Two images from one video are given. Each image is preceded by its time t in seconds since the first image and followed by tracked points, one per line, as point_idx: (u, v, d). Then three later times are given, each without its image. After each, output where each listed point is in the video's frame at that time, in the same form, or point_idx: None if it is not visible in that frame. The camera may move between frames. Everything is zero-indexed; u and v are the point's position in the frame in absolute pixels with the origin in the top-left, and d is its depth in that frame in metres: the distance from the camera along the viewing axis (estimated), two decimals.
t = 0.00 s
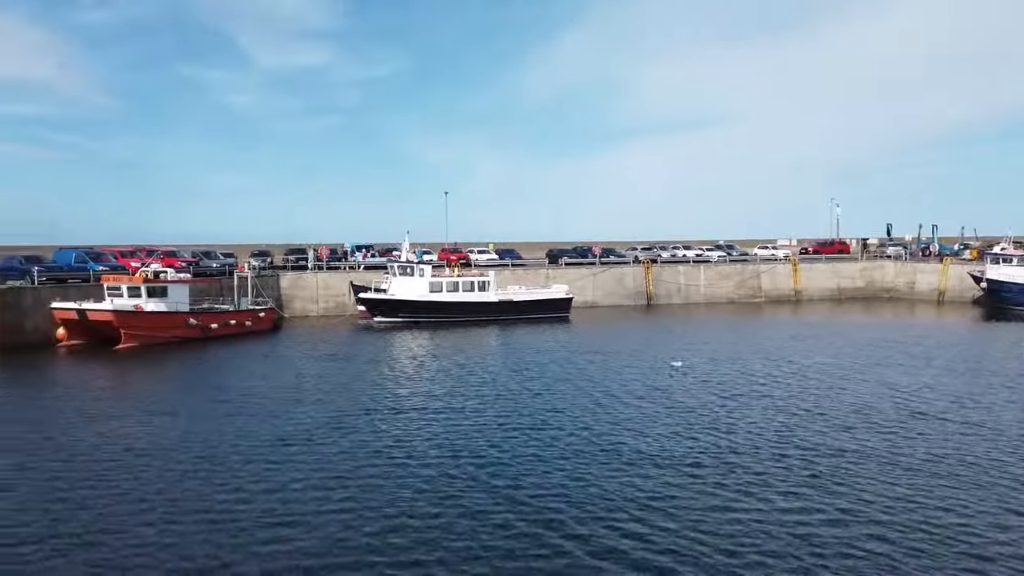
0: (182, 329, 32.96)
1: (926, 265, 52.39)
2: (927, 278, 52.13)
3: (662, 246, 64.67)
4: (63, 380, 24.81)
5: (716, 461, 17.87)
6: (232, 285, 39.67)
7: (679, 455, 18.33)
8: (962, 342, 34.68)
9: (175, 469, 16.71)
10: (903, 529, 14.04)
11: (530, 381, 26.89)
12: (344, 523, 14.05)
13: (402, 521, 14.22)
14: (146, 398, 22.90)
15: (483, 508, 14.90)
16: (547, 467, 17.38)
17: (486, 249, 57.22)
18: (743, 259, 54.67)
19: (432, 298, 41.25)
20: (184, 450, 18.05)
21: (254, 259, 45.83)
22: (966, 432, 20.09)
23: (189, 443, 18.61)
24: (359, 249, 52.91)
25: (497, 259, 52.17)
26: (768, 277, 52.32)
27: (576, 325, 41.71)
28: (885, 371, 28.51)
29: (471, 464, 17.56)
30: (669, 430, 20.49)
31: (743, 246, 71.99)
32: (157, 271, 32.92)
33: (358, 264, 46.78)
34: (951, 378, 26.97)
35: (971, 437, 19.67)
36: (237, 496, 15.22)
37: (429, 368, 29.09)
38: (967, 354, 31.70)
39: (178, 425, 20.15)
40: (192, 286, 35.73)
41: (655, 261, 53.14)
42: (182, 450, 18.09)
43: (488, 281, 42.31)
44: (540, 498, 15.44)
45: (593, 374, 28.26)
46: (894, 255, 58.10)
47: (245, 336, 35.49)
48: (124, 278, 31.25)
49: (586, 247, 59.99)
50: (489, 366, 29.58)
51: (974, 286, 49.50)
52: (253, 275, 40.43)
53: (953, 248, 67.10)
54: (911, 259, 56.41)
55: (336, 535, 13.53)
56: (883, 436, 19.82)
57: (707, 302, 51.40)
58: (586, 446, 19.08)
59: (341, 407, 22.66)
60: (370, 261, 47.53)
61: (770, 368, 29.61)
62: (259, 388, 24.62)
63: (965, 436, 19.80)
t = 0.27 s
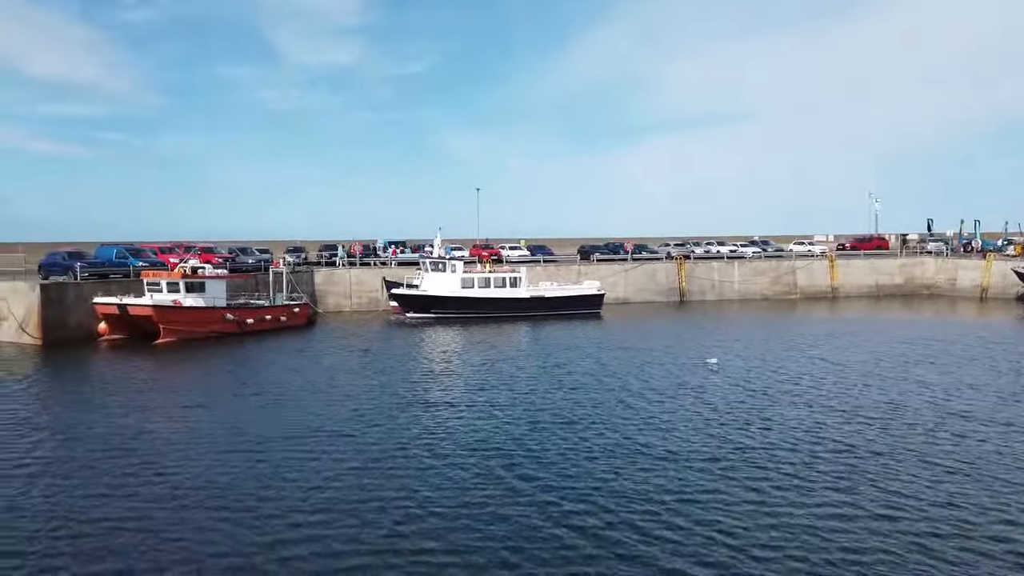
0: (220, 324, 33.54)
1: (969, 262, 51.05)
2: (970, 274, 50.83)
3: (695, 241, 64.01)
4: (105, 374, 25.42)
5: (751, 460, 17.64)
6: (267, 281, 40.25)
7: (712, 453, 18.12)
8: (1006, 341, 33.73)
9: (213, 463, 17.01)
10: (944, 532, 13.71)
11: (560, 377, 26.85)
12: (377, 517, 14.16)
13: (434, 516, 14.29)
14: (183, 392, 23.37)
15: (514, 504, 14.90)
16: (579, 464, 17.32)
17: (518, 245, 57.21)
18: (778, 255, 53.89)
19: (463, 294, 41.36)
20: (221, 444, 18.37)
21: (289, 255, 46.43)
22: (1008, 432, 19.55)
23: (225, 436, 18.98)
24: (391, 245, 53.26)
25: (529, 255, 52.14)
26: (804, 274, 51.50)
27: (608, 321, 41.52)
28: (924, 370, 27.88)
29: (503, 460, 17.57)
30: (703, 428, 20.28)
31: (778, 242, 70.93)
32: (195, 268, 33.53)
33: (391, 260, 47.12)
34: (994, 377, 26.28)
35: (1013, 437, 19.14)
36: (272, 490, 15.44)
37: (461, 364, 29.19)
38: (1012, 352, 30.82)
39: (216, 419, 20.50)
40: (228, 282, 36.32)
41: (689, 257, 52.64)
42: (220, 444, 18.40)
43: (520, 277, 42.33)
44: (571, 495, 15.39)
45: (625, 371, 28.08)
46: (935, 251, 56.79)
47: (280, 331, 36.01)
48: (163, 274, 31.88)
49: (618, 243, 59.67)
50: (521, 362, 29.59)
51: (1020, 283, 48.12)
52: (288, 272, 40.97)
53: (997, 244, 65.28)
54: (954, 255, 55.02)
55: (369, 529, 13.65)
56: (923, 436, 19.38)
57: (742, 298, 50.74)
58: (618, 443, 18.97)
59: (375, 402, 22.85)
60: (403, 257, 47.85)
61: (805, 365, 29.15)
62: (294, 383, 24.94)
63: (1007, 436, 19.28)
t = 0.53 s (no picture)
0: (253, 319, 33.98)
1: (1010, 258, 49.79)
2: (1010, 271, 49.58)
3: (726, 237, 63.38)
4: (142, 368, 25.90)
5: (785, 459, 17.35)
6: (299, 277, 40.73)
7: (745, 452, 17.85)
8: None
9: (246, 455, 17.22)
10: (986, 536, 13.34)
11: (590, 373, 26.78)
12: (406, 512, 14.19)
13: (462, 511, 14.28)
14: (218, 385, 23.77)
15: (544, 501, 14.83)
16: (609, 461, 17.19)
17: (547, 242, 57.12)
18: (811, 251, 53.10)
19: (492, 290, 41.42)
20: (254, 437, 18.59)
21: (321, 251, 46.93)
22: None
23: (259, 429, 19.28)
24: (421, 241, 53.54)
25: (558, 251, 52.03)
26: (837, 270, 50.69)
27: (638, 318, 41.26)
28: (963, 368, 27.29)
29: (533, 456, 17.51)
30: (735, 426, 20.01)
31: (811, 238, 69.91)
32: (229, 263, 34.00)
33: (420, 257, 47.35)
34: None
35: None
36: (303, 483, 15.57)
37: (490, 360, 29.21)
38: None
39: (249, 412, 20.77)
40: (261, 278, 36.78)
41: (720, 253, 52.11)
42: (253, 437, 18.65)
43: (549, 273, 42.24)
44: (601, 493, 15.28)
45: (656, 368, 27.86)
46: (974, 247, 55.51)
47: (312, 326, 36.42)
48: (197, 270, 32.38)
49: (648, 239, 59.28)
50: (551, 358, 29.51)
51: None
52: (319, 267, 41.41)
53: None
54: (994, 251, 53.69)
55: (398, 524, 13.68)
56: (963, 436, 18.92)
57: (774, 295, 50.12)
58: (648, 440, 18.80)
59: (405, 397, 22.96)
60: (432, 253, 48.06)
61: (839, 363, 28.70)
62: (325, 378, 25.17)
63: None
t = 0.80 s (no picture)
0: (283, 315, 34.36)
1: None
2: None
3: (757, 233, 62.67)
4: (175, 362, 26.31)
5: (814, 458, 17.10)
6: (328, 273, 41.09)
7: (775, 450, 17.64)
8: None
9: (275, 449, 17.40)
10: None
11: (617, 370, 26.65)
12: (432, 507, 14.22)
13: (488, 507, 14.26)
14: (248, 379, 24.08)
15: (570, 497, 14.78)
16: (636, 458, 17.08)
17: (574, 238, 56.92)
18: (843, 247, 52.27)
19: (519, 286, 41.39)
20: (284, 431, 18.79)
21: (349, 248, 47.30)
22: None
23: (288, 422, 19.50)
24: (449, 237, 53.70)
25: (585, 247, 51.85)
26: (870, 267, 49.82)
27: (665, 314, 40.97)
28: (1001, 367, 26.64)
29: (559, 452, 17.47)
30: (765, 424, 19.78)
31: (843, 234, 68.78)
32: (259, 259, 34.43)
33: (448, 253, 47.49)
34: None
35: None
36: (332, 477, 15.70)
37: (517, 356, 29.20)
38: None
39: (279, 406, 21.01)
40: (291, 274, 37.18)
41: (749, 249, 51.51)
42: (282, 430, 18.88)
43: (576, 269, 42.10)
44: (628, 489, 15.18)
45: (684, 365, 27.64)
46: (1013, 243, 54.16)
47: (340, 322, 36.72)
48: (229, 266, 32.85)
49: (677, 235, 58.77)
50: (578, 355, 29.41)
51: None
52: (347, 264, 41.73)
53: None
54: None
55: (425, 519, 13.69)
56: (1001, 437, 18.47)
57: (805, 292, 49.42)
58: (676, 438, 18.67)
59: (432, 392, 23.04)
60: (459, 249, 48.17)
61: (872, 362, 28.20)
62: (354, 373, 25.36)
63: None
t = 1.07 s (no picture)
0: (311, 311, 34.66)
1: None
2: None
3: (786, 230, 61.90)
4: (205, 356, 26.66)
5: (846, 457, 16.85)
6: (354, 270, 41.39)
7: (805, 449, 17.42)
8: None
9: (304, 443, 17.55)
10: None
11: (643, 367, 26.53)
12: (459, 503, 14.23)
13: (516, 503, 14.24)
14: (277, 374, 24.36)
15: (597, 494, 14.71)
16: (664, 456, 16.97)
17: (601, 235, 56.71)
18: (874, 243, 51.45)
19: (544, 282, 41.33)
20: (313, 425, 18.94)
21: (376, 244, 47.59)
22: None
23: (315, 417, 19.69)
24: (475, 234, 53.78)
25: (611, 244, 51.62)
26: (902, 264, 48.98)
27: (692, 311, 40.65)
28: None
29: (586, 449, 17.40)
30: (793, 422, 19.57)
31: (873, 231, 67.70)
32: (288, 256, 34.75)
33: (474, 249, 47.56)
34: None
35: None
36: (360, 471, 15.79)
37: (543, 353, 29.16)
38: None
39: (308, 401, 21.19)
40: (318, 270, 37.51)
41: (778, 245, 50.92)
42: (310, 424, 19.07)
43: (602, 266, 41.93)
44: (656, 487, 15.08)
45: (712, 362, 27.39)
46: None
47: (367, 317, 36.99)
48: (258, 262, 33.20)
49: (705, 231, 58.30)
50: (604, 352, 29.29)
51: None
52: (374, 260, 42.00)
53: None
54: None
55: (453, 515, 13.70)
56: None
57: (834, 289, 48.72)
58: (705, 435, 18.52)
59: (459, 388, 23.08)
60: (485, 246, 48.21)
61: (904, 360, 27.73)
62: (381, 368, 25.49)
63: None
